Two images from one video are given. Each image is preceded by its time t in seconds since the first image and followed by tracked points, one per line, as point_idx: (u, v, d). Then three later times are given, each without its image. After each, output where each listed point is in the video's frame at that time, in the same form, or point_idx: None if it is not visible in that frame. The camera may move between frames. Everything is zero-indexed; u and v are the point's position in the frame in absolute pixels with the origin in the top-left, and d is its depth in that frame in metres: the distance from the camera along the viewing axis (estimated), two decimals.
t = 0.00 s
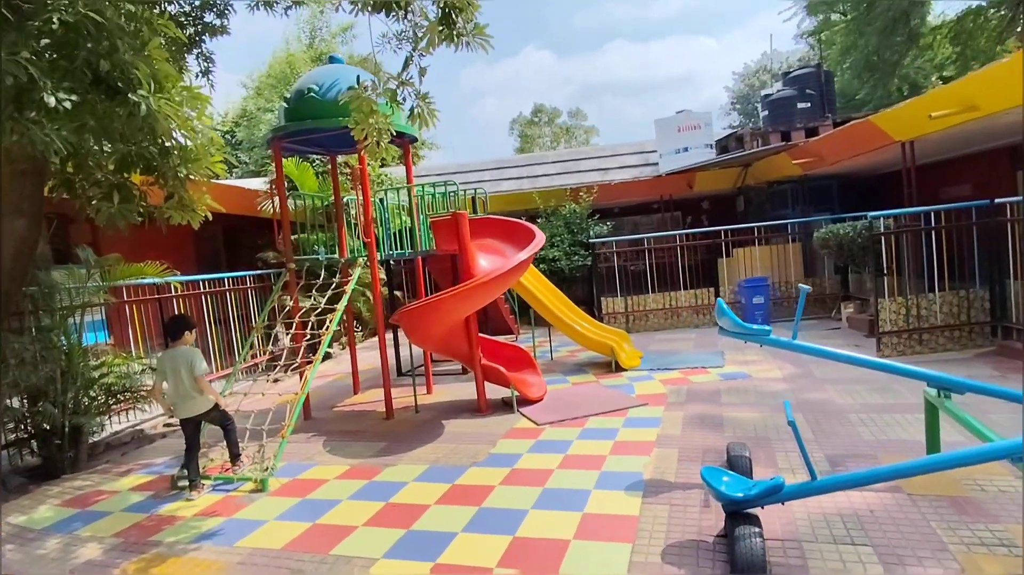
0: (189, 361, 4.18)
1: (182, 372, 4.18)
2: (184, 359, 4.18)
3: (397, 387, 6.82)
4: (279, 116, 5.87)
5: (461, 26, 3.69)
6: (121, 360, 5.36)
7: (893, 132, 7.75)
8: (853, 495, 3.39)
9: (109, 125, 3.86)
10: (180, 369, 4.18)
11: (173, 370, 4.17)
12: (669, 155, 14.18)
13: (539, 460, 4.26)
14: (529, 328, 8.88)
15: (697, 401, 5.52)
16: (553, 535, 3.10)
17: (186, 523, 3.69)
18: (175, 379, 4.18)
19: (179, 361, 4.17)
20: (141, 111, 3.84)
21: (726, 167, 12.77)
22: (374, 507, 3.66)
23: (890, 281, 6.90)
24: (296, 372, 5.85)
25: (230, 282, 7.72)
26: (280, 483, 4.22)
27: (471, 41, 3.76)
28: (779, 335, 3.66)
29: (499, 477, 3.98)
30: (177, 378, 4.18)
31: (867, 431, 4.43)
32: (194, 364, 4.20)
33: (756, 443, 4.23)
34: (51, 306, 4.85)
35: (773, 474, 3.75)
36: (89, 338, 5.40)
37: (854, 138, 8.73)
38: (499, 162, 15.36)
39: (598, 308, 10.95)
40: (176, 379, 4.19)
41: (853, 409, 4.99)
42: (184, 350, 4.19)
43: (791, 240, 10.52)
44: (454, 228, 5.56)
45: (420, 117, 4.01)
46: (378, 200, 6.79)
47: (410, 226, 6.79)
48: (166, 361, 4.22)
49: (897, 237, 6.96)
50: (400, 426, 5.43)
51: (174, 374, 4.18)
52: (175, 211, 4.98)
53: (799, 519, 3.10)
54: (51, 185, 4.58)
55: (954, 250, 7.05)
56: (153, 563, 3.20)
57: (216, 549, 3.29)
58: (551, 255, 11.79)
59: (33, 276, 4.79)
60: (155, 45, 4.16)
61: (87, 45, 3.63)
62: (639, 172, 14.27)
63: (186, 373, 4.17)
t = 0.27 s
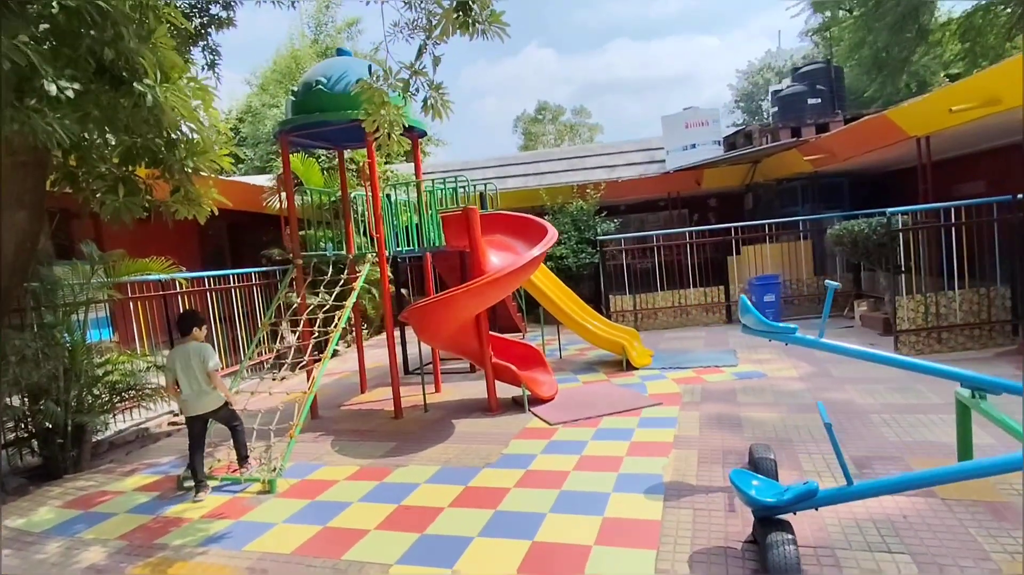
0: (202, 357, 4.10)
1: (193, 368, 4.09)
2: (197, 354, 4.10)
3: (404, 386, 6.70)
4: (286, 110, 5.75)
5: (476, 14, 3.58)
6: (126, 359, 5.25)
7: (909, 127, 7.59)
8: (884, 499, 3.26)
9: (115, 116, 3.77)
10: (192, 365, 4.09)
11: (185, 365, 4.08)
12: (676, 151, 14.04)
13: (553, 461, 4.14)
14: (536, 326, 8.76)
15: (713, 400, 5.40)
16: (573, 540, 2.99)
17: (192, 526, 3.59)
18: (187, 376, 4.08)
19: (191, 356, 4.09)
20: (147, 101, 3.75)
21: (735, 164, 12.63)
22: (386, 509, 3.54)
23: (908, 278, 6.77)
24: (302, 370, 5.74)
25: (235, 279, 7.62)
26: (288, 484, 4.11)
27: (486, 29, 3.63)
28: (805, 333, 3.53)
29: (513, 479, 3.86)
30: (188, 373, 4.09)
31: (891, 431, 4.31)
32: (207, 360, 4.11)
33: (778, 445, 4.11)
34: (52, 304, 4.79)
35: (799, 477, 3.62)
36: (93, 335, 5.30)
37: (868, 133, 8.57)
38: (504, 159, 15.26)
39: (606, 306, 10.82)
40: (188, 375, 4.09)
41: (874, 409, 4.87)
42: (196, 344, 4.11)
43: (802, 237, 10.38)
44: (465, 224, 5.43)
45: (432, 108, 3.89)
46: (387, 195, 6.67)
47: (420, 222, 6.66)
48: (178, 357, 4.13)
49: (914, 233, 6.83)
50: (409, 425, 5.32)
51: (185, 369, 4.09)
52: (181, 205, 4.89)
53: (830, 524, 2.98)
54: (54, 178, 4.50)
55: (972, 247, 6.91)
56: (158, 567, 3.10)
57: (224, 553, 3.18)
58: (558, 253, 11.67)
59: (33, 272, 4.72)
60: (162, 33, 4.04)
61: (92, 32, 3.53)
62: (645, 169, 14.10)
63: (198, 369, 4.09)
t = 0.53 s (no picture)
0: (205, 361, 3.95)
1: (193, 372, 3.94)
2: (198, 359, 3.94)
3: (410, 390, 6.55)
4: (292, 106, 5.59)
5: (491, 4, 3.42)
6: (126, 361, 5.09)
7: (928, 128, 7.38)
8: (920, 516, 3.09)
9: (114, 109, 3.64)
10: (191, 369, 3.94)
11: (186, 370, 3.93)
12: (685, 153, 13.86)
13: (567, 471, 3.98)
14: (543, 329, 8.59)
15: (729, 408, 5.23)
16: (592, 558, 2.82)
17: (191, 537, 3.43)
18: (186, 379, 3.94)
19: (191, 361, 3.94)
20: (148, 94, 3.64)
21: (745, 165, 12.44)
22: (393, 522, 3.39)
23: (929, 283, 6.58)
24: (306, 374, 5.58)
25: (239, 279, 7.47)
26: (292, 493, 3.95)
27: (502, 20, 3.46)
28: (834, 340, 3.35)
29: (526, 490, 3.70)
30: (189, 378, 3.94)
31: (919, 443, 4.13)
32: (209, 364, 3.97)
33: (802, 456, 3.94)
34: (51, 304, 4.61)
35: (827, 491, 3.45)
36: (94, 336, 5.15)
37: (884, 134, 8.38)
38: (511, 159, 15.10)
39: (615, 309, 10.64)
40: (188, 379, 3.95)
41: (898, 419, 4.69)
42: (195, 347, 3.95)
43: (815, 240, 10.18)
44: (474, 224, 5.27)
45: (444, 102, 3.73)
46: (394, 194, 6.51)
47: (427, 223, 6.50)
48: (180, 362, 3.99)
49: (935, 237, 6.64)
50: (416, 432, 5.16)
51: (185, 373, 3.95)
52: (183, 203, 4.75)
53: (865, 544, 2.81)
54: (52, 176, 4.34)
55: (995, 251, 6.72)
56: None
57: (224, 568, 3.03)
58: (565, 254, 11.50)
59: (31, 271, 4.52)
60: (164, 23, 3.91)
61: (91, 20, 3.39)
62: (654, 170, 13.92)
63: (197, 373, 3.94)
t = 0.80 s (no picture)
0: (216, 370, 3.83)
1: (202, 380, 3.81)
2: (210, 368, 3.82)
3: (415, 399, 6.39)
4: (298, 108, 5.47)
5: (506, 2, 3.29)
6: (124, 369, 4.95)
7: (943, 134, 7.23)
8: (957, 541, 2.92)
9: (116, 109, 3.50)
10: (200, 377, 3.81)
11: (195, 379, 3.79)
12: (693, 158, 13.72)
13: (580, 487, 3.82)
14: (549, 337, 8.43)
15: (745, 421, 5.06)
16: None
17: (189, 556, 3.28)
18: (194, 387, 3.81)
19: (201, 369, 3.80)
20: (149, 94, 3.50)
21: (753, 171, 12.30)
22: (400, 541, 3.23)
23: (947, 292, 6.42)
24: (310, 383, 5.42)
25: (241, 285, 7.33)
26: (294, 508, 3.80)
27: (516, 19, 3.33)
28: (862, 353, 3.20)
29: (538, 507, 3.54)
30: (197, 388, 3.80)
31: (947, 460, 3.97)
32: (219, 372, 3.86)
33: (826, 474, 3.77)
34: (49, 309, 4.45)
35: (855, 512, 3.28)
36: (92, 343, 5.01)
37: (898, 141, 8.24)
38: (516, 164, 14.97)
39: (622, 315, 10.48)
40: (196, 386, 3.81)
41: (922, 433, 4.53)
42: (208, 356, 3.83)
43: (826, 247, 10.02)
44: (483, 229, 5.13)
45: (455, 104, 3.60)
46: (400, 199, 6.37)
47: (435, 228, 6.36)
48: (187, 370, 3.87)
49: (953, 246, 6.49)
50: (422, 443, 5.00)
51: (194, 380, 3.81)
52: (185, 208, 4.61)
53: (902, 571, 2.65)
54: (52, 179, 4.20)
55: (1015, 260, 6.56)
56: None
57: None
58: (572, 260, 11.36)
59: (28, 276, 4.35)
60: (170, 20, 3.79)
61: (90, 17, 3.27)
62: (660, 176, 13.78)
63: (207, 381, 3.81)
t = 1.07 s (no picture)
0: (237, 389, 3.84)
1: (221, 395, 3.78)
2: (231, 385, 3.82)
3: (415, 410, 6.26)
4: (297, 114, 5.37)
5: (515, 2, 3.21)
6: (116, 380, 4.81)
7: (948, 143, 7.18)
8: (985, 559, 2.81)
9: (111, 110, 3.39)
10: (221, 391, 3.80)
11: (215, 392, 3.75)
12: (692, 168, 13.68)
13: (588, 502, 3.69)
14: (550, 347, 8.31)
15: (755, 433, 4.95)
16: None
17: None
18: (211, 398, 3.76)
19: (224, 383, 3.80)
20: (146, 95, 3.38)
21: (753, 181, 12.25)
22: (403, 559, 3.10)
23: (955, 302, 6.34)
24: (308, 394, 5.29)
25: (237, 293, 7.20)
26: (292, 525, 3.66)
27: (525, 20, 3.25)
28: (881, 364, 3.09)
29: (546, 523, 3.41)
30: (214, 402, 3.75)
31: (966, 473, 3.86)
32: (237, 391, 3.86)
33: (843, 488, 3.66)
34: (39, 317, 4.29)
35: (876, 528, 3.17)
36: (82, 352, 4.87)
37: (900, 150, 8.19)
38: (514, 173, 14.90)
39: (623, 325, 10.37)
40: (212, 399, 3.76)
41: (937, 446, 4.42)
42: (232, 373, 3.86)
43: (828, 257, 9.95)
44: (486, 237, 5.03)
45: (461, 107, 3.52)
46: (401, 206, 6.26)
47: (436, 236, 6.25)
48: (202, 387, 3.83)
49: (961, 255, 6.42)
50: (423, 456, 4.86)
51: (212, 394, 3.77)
52: (181, 213, 4.48)
53: None
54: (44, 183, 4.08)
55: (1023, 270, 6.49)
56: None
57: None
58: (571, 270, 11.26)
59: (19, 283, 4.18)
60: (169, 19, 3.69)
61: (86, 15, 3.17)
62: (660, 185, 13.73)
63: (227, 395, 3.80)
